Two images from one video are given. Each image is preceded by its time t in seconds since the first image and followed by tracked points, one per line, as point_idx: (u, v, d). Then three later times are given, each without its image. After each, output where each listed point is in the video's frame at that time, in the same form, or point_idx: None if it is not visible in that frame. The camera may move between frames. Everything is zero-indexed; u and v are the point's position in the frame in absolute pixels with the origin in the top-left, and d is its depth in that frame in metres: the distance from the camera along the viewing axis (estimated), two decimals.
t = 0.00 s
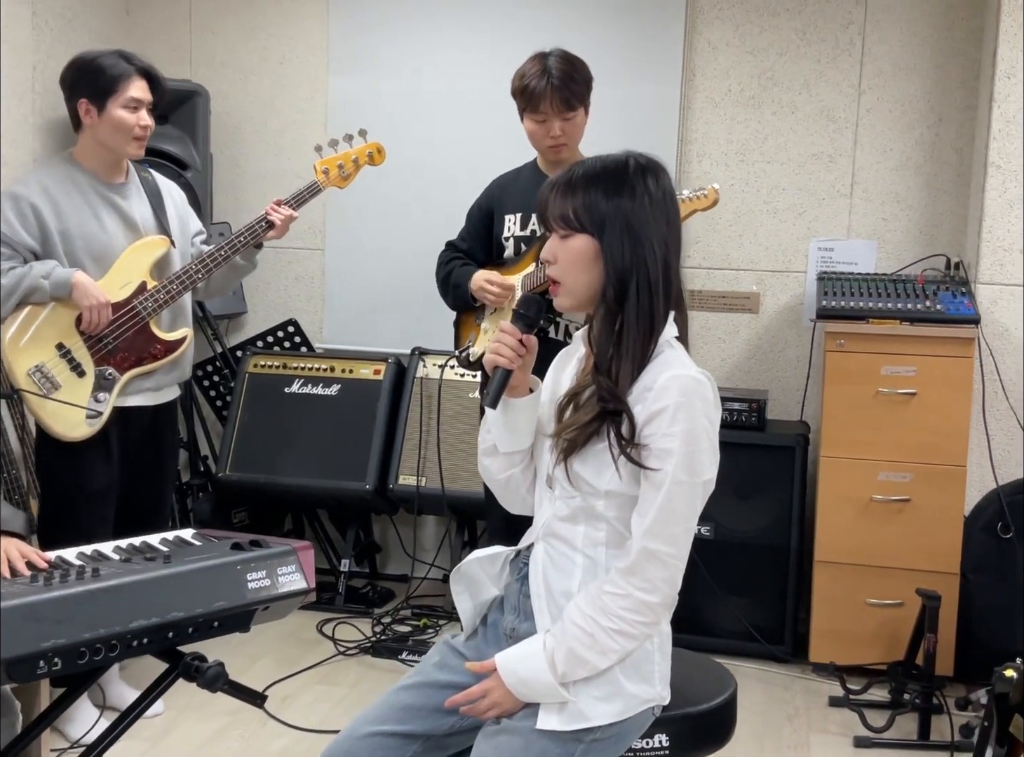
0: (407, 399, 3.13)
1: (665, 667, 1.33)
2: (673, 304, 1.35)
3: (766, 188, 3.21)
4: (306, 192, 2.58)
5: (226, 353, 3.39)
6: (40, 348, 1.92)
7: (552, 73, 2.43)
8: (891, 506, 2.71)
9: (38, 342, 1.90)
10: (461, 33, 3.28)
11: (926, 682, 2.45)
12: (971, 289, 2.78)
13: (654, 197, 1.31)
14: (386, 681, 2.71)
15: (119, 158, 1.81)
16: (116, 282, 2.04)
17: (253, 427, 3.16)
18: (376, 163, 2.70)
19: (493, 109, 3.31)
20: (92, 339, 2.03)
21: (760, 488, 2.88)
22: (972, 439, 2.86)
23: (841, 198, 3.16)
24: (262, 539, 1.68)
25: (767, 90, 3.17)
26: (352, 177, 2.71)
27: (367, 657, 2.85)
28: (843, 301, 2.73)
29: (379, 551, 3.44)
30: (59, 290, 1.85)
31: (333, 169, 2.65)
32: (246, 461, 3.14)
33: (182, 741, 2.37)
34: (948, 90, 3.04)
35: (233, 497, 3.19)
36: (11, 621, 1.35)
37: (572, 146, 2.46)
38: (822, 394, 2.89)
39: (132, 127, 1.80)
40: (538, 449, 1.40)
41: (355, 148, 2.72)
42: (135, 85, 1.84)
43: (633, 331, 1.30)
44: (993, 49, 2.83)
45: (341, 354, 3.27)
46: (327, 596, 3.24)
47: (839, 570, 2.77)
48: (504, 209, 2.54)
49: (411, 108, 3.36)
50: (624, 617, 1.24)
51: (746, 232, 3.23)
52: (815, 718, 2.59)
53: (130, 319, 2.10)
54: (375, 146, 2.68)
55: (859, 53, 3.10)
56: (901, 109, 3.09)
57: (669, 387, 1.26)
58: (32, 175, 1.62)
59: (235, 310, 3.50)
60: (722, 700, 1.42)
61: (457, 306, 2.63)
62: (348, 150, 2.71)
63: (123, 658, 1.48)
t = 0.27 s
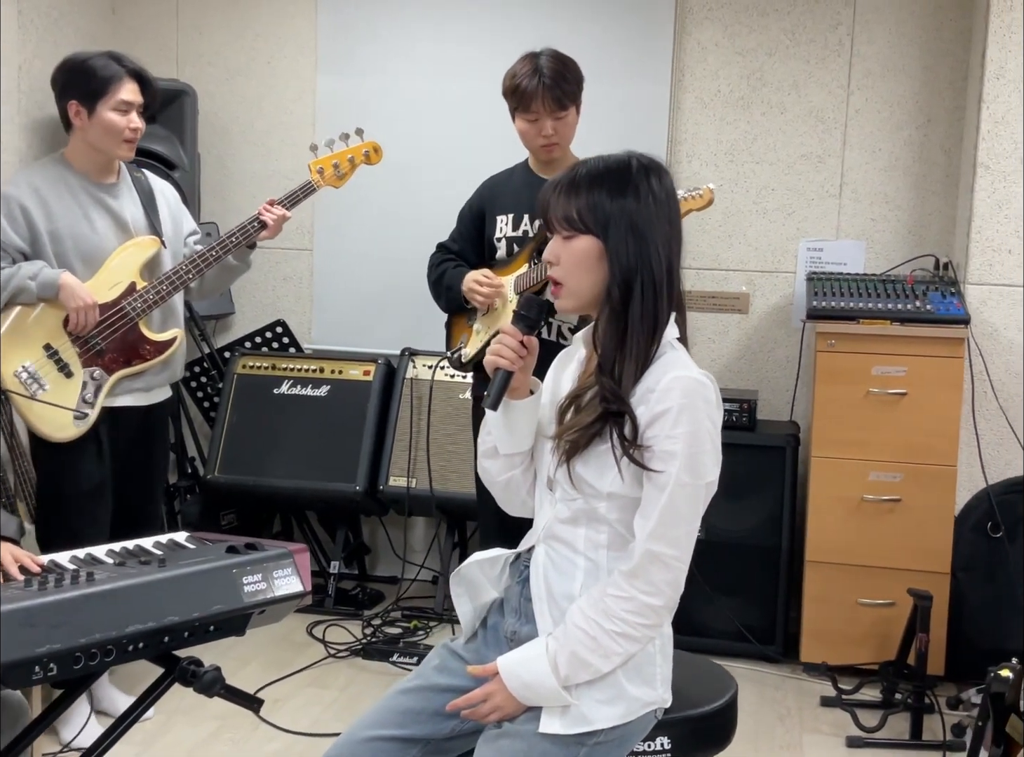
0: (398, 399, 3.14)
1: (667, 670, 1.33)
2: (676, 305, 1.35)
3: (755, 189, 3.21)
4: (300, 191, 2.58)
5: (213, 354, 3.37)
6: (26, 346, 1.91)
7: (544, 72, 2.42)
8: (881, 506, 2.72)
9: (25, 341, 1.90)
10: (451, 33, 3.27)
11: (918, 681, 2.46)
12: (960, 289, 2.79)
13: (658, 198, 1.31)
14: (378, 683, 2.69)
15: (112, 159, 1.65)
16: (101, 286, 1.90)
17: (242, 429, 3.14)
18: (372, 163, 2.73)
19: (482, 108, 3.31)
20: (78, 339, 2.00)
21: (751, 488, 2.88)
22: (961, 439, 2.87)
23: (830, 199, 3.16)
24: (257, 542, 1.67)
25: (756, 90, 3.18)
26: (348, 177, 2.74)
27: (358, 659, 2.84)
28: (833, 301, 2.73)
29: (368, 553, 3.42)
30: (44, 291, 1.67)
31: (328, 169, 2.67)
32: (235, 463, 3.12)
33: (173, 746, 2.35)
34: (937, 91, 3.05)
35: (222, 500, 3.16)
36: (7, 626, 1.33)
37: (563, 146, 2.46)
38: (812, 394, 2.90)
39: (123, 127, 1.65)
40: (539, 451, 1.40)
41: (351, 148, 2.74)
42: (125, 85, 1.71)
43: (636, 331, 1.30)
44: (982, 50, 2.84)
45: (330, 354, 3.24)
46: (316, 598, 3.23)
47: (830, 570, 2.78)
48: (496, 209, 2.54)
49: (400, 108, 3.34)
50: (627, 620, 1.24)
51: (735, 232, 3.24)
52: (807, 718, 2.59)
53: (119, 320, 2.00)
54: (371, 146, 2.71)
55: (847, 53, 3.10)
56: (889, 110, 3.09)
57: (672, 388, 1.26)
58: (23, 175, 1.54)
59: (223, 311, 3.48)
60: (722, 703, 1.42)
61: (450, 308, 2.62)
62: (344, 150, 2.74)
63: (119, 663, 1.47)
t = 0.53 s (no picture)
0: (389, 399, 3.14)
1: (670, 671, 1.33)
2: (679, 304, 1.35)
3: (747, 188, 3.21)
4: (292, 185, 2.56)
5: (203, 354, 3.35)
6: (17, 347, 1.65)
7: (538, 70, 2.41)
8: (873, 506, 2.72)
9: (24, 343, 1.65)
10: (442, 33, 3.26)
11: (912, 680, 2.46)
12: (951, 289, 2.80)
13: (661, 198, 1.31)
14: (371, 685, 2.68)
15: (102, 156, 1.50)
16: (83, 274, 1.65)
17: (233, 429, 3.13)
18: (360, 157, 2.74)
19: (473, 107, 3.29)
20: (72, 338, 1.74)
21: (743, 488, 2.88)
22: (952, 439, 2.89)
23: (821, 199, 3.18)
24: (255, 543, 1.66)
25: (748, 90, 3.10)
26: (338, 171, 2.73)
27: (351, 661, 2.82)
28: (826, 301, 2.73)
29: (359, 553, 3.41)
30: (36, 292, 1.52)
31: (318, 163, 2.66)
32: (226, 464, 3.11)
33: (166, 749, 2.33)
34: (929, 91, 3.08)
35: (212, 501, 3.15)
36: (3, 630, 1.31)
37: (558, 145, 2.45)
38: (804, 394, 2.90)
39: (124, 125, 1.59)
40: (540, 452, 1.40)
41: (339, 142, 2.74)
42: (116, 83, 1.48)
43: (640, 332, 1.29)
44: (972, 52, 2.84)
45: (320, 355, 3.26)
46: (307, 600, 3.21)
47: (823, 570, 2.78)
48: (489, 209, 2.53)
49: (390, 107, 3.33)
50: (632, 621, 1.23)
51: (726, 232, 3.24)
52: (801, 717, 2.59)
53: (112, 317, 1.71)
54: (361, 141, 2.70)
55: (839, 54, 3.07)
56: (881, 109, 3.12)
57: (677, 388, 1.25)
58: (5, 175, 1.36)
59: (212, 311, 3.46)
60: (724, 704, 1.41)
61: (444, 309, 2.62)
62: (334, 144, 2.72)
63: (117, 665, 1.46)
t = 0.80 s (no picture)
0: (384, 399, 3.11)
1: (675, 672, 1.33)
2: (683, 304, 1.35)
3: (741, 189, 3.22)
4: (286, 187, 2.54)
5: (195, 354, 3.34)
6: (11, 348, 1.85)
7: (532, 70, 2.41)
8: (868, 505, 2.73)
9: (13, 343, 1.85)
10: (436, 33, 3.26)
11: (907, 680, 2.47)
12: (945, 290, 2.81)
13: (664, 198, 1.31)
14: (366, 685, 2.68)
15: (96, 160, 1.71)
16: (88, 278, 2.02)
17: (226, 430, 3.12)
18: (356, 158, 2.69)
19: (466, 107, 3.29)
20: (66, 338, 2.01)
21: (738, 488, 2.89)
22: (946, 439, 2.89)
23: (815, 199, 3.17)
24: (255, 545, 1.65)
25: (742, 91, 3.18)
26: (332, 173, 2.70)
27: (345, 662, 2.82)
28: (819, 302, 2.74)
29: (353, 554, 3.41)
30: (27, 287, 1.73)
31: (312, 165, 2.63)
32: (219, 465, 3.10)
33: (161, 751, 2.32)
34: (920, 92, 3.07)
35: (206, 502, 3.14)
36: (5, 631, 1.30)
37: (553, 144, 2.44)
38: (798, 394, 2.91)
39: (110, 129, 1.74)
40: (546, 453, 1.40)
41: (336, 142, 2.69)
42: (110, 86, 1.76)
43: (646, 333, 1.29)
44: (966, 53, 2.85)
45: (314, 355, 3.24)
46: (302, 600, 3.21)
47: (818, 570, 2.79)
48: (484, 209, 2.52)
49: (383, 107, 3.33)
50: (638, 622, 1.23)
51: (720, 232, 3.24)
52: (797, 717, 2.60)
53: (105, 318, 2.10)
54: (355, 141, 2.65)
55: (832, 54, 3.11)
56: (873, 111, 3.11)
57: (683, 389, 1.25)
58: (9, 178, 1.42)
59: (205, 311, 3.44)
60: (728, 705, 1.41)
61: (440, 309, 2.61)
62: (328, 146, 2.69)
63: (118, 668, 1.45)
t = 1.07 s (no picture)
0: (384, 398, 3.11)
1: (684, 671, 1.33)
2: (692, 303, 1.35)
3: (740, 189, 3.22)
4: (287, 187, 2.54)
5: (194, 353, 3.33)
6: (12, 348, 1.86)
7: (520, 76, 2.40)
8: (868, 505, 2.73)
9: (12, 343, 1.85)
10: (435, 33, 3.26)
11: (908, 678, 2.48)
12: (944, 289, 2.82)
13: (672, 197, 1.31)
14: (367, 685, 2.67)
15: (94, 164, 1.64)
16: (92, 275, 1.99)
17: (226, 430, 3.12)
18: (359, 159, 2.70)
19: (465, 107, 3.29)
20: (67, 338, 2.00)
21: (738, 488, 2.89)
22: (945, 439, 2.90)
23: (814, 199, 3.18)
24: (261, 545, 1.65)
25: (741, 91, 3.19)
26: (334, 174, 2.70)
27: (346, 661, 2.82)
28: (819, 302, 2.74)
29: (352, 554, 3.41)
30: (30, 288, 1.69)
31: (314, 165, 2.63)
32: (219, 465, 3.09)
33: (163, 751, 2.32)
34: (920, 92, 3.07)
35: (205, 501, 3.14)
36: (14, 631, 1.30)
37: (546, 149, 2.44)
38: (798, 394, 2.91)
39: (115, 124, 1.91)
40: (555, 453, 1.40)
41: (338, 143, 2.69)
42: (109, 82, 1.53)
43: (656, 333, 1.29)
44: (965, 53, 2.85)
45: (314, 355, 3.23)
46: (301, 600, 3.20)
47: (818, 569, 2.79)
48: (483, 209, 2.52)
49: (382, 107, 3.32)
50: (648, 621, 1.23)
51: (720, 232, 3.25)
52: (798, 716, 2.60)
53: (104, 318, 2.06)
54: (359, 141, 2.66)
55: (831, 55, 3.12)
56: (873, 111, 3.11)
57: (694, 389, 1.25)
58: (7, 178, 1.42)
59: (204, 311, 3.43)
60: (736, 705, 1.42)
61: (438, 309, 2.61)
62: (330, 146, 2.69)
63: (125, 668, 1.44)
